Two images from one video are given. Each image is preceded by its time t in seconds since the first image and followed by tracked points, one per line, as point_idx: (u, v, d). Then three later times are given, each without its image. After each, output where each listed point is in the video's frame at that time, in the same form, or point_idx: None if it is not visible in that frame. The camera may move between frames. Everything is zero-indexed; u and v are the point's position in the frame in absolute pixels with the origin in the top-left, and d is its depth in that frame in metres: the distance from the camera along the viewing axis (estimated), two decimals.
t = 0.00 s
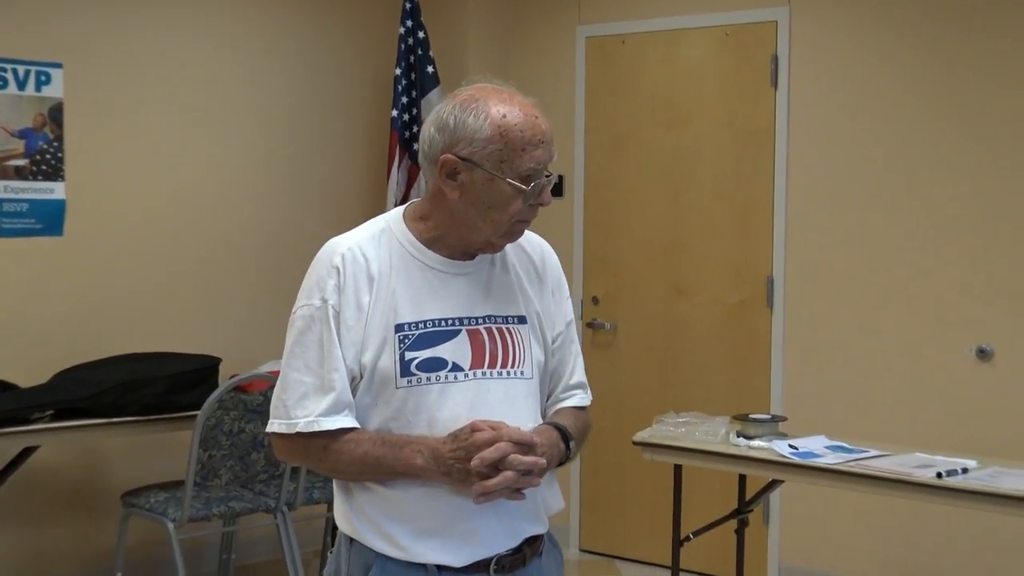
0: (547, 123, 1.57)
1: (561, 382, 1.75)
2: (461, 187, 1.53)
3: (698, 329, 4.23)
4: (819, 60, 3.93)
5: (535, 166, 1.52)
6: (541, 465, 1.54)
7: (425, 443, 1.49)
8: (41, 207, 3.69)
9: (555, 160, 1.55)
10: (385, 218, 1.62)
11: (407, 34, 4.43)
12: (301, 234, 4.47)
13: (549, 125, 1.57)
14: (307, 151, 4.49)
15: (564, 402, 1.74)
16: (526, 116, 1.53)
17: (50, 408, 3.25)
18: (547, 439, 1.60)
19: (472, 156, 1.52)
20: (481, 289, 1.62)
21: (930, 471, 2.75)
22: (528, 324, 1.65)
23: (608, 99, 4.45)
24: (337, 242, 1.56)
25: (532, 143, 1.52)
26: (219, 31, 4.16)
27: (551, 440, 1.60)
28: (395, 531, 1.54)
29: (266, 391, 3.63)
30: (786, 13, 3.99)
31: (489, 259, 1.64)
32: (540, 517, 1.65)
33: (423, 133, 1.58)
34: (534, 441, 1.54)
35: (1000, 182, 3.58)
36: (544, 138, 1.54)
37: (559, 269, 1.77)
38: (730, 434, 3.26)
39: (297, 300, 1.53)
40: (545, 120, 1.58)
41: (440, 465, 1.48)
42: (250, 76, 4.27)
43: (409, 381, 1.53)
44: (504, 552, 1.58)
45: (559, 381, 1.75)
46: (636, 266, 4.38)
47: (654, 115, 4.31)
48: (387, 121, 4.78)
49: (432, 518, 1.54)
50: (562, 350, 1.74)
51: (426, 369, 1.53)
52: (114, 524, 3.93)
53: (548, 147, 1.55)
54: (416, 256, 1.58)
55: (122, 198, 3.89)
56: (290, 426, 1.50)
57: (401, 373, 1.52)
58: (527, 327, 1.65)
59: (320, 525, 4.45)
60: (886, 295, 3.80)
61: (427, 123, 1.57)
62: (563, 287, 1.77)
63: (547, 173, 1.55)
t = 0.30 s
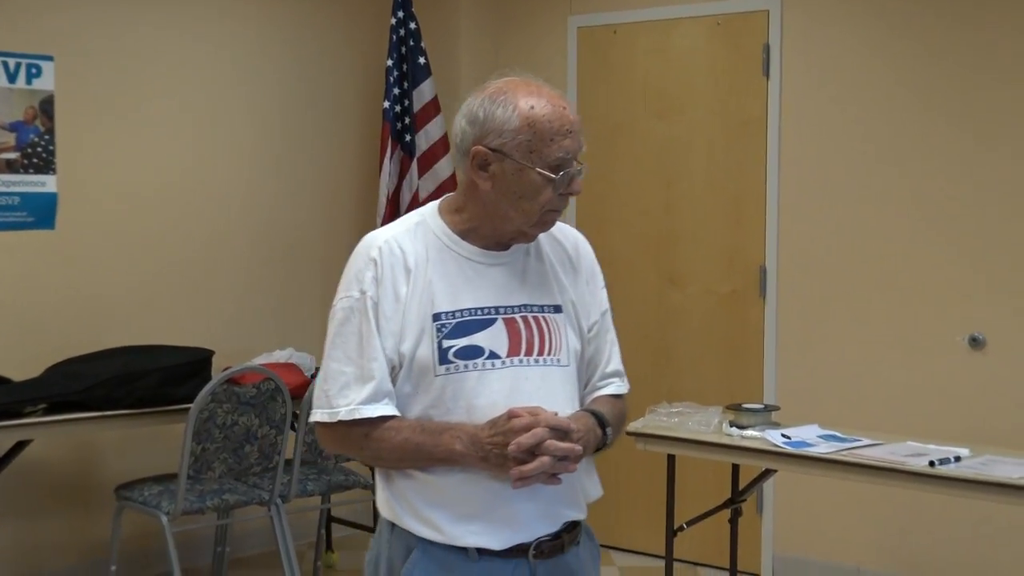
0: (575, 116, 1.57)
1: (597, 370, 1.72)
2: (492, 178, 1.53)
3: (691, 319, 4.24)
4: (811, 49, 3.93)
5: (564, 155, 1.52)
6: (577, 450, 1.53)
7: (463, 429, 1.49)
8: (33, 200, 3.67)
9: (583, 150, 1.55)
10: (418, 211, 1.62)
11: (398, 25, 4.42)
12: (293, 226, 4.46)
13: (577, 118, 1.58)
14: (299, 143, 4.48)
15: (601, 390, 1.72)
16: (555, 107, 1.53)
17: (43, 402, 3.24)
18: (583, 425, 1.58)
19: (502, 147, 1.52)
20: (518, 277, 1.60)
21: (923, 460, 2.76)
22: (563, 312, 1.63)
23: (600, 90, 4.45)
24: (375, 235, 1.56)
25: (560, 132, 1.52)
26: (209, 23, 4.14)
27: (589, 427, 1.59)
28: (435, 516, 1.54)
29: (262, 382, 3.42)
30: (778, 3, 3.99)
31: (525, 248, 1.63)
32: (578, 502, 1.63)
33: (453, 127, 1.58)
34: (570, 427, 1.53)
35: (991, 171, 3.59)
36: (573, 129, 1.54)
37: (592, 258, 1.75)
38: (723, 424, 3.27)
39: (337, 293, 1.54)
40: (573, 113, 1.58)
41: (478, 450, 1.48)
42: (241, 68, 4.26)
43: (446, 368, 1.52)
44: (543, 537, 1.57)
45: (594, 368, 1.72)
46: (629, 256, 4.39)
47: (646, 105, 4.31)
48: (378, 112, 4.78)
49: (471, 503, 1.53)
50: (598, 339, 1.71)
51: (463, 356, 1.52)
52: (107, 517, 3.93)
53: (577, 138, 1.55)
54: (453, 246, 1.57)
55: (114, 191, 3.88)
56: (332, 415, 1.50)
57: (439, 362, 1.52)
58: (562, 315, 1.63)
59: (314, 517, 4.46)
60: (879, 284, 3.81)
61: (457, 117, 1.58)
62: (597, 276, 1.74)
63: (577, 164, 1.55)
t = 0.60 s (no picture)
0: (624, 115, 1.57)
1: (647, 364, 1.70)
2: (541, 175, 1.53)
3: (685, 313, 4.25)
4: (803, 42, 3.94)
5: (611, 152, 1.51)
6: (628, 441, 1.50)
7: (516, 421, 1.49)
8: (25, 196, 3.66)
9: (631, 147, 1.54)
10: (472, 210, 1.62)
11: (390, 20, 4.40)
12: (287, 221, 4.45)
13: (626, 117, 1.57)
14: (292, 138, 4.47)
15: (652, 384, 1.69)
16: (601, 106, 1.52)
17: (36, 398, 3.23)
18: (633, 417, 1.56)
19: (551, 145, 1.52)
20: (570, 273, 1.60)
21: (916, 453, 2.77)
22: (612, 308, 1.62)
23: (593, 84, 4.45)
24: (429, 234, 1.57)
25: (607, 130, 1.51)
26: (201, 17, 4.13)
27: (641, 418, 1.58)
28: (489, 506, 1.54)
29: (254, 378, 3.41)
30: None
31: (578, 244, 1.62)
32: (629, 494, 1.62)
33: (503, 129, 1.59)
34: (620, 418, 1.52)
35: (982, 164, 3.60)
36: (621, 127, 1.53)
37: (642, 254, 1.73)
38: (716, 417, 3.28)
39: (393, 291, 1.55)
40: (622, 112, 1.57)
41: (532, 442, 1.48)
42: (233, 62, 4.24)
43: (499, 363, 1.52)
44: (594, 527, 1.57)
45: (645, 363, 1.70)
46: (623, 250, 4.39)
47: (638, 100, 4.32)
48: (371, 107, 4.77)
49: (525, 494, 1.53)
50: (648, 334, 1.69)
51: (516, 351, 1.52)
52: (102, 513, 3.92)
53: (626, 136, 1.54)
54: (505, 241, 1.57)
55: (107, 186, 3.86)
56: (390, 409, 1.51)
57: (492, 356, 1.52)
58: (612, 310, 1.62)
59: (309, 512, 4.45)
60: (872, 277, 3.82)
61: (506, 120, 1.59)
62: (647, 272, 1.72)
63: (625, 161, 1.54)
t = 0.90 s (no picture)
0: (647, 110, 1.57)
1: (668, 360, 1.69)
2: (564, 170, 1.53)
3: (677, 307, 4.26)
4: (797, 37, 3.94)
5: (632, 147, 1.51)
6: (642, 435, 1.50)
7: (533, 411, 1.50)
8: (17, 189, 3.65)
9: (653, 142, 1.53)
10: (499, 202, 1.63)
11: (383, 13, 4.39)
12: (279, 214, 4.44)
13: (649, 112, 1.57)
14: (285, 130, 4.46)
15: (672, 379, 1.68)
16: (622, 101, 1.52)
17: (28, 391, 3.23)
18: (650, 410, 1.55)
19: (573, 140, 1.52)
20: (590, 267, 1.59)
21: (908, 447, 2.79)
22: (633, 303, 1.61)
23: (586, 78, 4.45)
24: (455, 224, 1.58)
25: (628, 125, 1.51)
26: (193, 9, 4.12)
27: (661, 411, 1.57)
28: (504, 495, 1.54)
29: (247, 371, 3.40)
30: None
31: (601, 239, 1.62)
32: (645, 487, 1.62)
33: (528, 125, 1.59)
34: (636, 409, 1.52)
35: (973, 160, 3.62)
36: (643, 123, 1.53)
37: (666, 252, 1.71)
38: (709, 412, 3.29)
39: (418, 280, 1.56)
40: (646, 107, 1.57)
41: (547, 432, 1.49)
42: (225, 55, 4.23)
43: (518, 354, 1.53)
44: (609, 519, 1.56)
45: (665, 359, 1.69)
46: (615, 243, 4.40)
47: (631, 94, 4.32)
48: (364, 100, 4.76)
49: (540, 484, 1.53)
50: (669, 330, 1.68)
51: (535, 342, 1.53)
52: (94, 507, 3.91)
53: (649, 131, 1.54)
54: (527, 233, 1.57)
55: (99, 178, 3.85)
56: (411, 395, 1.53)
57: (512, 347, 1.53)
58: (632, 306, 1.61)
59: (301, 506, 4.46)
60: (865, 272, 3.84)
61: (531, 115, 1.59)
62: (669, 269, 1.70)
63: (648, 157, 1.54)
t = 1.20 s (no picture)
0: (645, 109, 1.54)
1: (669, 360, 1.67)
2: (555, 165, 1.54)
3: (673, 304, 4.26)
4: (793, 35, 3.94)
5: (619, 144, 1.50)
6: (630, 432, 1.49)
7: (524, 406, 1.50)
8: (12, 182, 3.64)
9: (643, 139, 1.51)
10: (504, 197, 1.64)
11: (379, 8, 4.39)
12: (274, 208, 4.44)
13: (648, 111, 1.54)
14: (280, 125, 4.46)
15: (672, 379, 1.66)
16: (611, 97, 1.51)
17: (22, 385, 3.22)
18: (641, 408, 1.54)
19: (562, 135, 1.52)
20: (587, 264, 1.58)
21: (901, 446, 2.80)
22: (633, 301, 1.60)
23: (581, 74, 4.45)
24: (456, 218, 1.58)
25: (615, 121, 1.50)
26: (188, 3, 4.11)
27: (654, 410, 1.56)
28: (494, 489, 1.55)
29: (241, 365, 3.40)
30: None
31: (602, 236, 1.61)
32: (638, 486, 1.61)
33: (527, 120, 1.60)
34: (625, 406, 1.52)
35: (968, 159, 3.62)
36: (634, 121, 1.51)
37: (669, 251, 1.70)
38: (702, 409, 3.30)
39: (417, 273, 1.57)
40: (645, 107, 1.55)
41: (535, 427, 1.48)
42: (221, 49, 4.23)
43: (513, 348, 1.53)
44: (599, 516, 1.56)
45: (666, 358, 1.67)
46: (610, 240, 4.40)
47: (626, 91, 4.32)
48: (359, 95, 4.76)
49: (529, 478, 1.53)
50: (670, 329, 1.66)
51: (530, 337, 1.53)
52: (86, 501, 3.91)
53: (641, 130, 1.52)
54: (525, 228, 1.57)
55: (94, 172, 3.84)
56: (405, 386, 1.53)
57: (506, 341, 1.53)
58: (632, 303, 1.60)
59: (294, 501, 4.46)
60: (859, 271, 3.84)
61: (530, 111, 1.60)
62: (673, 269, 1.68)
63: (638, 156, 1.51)
